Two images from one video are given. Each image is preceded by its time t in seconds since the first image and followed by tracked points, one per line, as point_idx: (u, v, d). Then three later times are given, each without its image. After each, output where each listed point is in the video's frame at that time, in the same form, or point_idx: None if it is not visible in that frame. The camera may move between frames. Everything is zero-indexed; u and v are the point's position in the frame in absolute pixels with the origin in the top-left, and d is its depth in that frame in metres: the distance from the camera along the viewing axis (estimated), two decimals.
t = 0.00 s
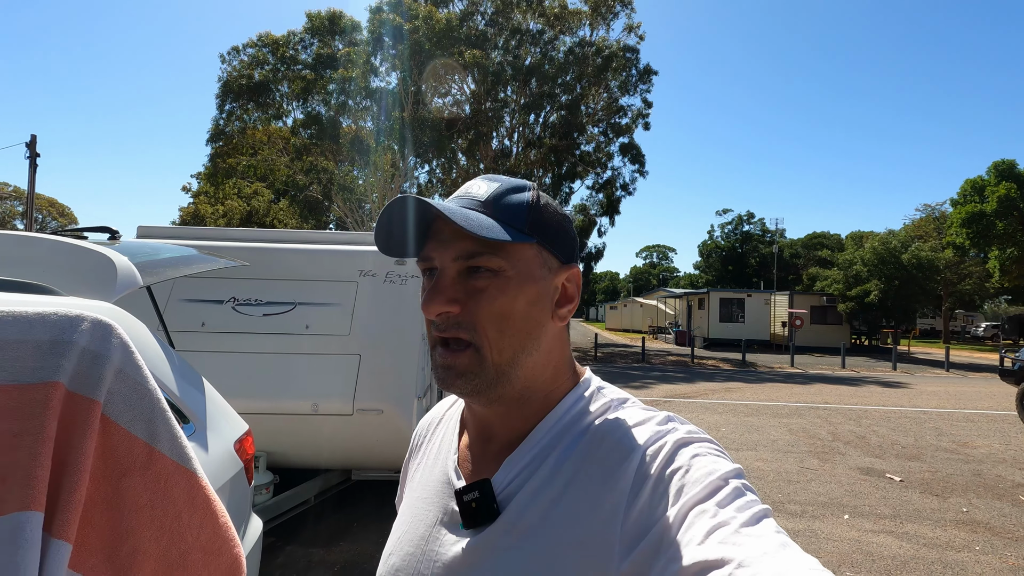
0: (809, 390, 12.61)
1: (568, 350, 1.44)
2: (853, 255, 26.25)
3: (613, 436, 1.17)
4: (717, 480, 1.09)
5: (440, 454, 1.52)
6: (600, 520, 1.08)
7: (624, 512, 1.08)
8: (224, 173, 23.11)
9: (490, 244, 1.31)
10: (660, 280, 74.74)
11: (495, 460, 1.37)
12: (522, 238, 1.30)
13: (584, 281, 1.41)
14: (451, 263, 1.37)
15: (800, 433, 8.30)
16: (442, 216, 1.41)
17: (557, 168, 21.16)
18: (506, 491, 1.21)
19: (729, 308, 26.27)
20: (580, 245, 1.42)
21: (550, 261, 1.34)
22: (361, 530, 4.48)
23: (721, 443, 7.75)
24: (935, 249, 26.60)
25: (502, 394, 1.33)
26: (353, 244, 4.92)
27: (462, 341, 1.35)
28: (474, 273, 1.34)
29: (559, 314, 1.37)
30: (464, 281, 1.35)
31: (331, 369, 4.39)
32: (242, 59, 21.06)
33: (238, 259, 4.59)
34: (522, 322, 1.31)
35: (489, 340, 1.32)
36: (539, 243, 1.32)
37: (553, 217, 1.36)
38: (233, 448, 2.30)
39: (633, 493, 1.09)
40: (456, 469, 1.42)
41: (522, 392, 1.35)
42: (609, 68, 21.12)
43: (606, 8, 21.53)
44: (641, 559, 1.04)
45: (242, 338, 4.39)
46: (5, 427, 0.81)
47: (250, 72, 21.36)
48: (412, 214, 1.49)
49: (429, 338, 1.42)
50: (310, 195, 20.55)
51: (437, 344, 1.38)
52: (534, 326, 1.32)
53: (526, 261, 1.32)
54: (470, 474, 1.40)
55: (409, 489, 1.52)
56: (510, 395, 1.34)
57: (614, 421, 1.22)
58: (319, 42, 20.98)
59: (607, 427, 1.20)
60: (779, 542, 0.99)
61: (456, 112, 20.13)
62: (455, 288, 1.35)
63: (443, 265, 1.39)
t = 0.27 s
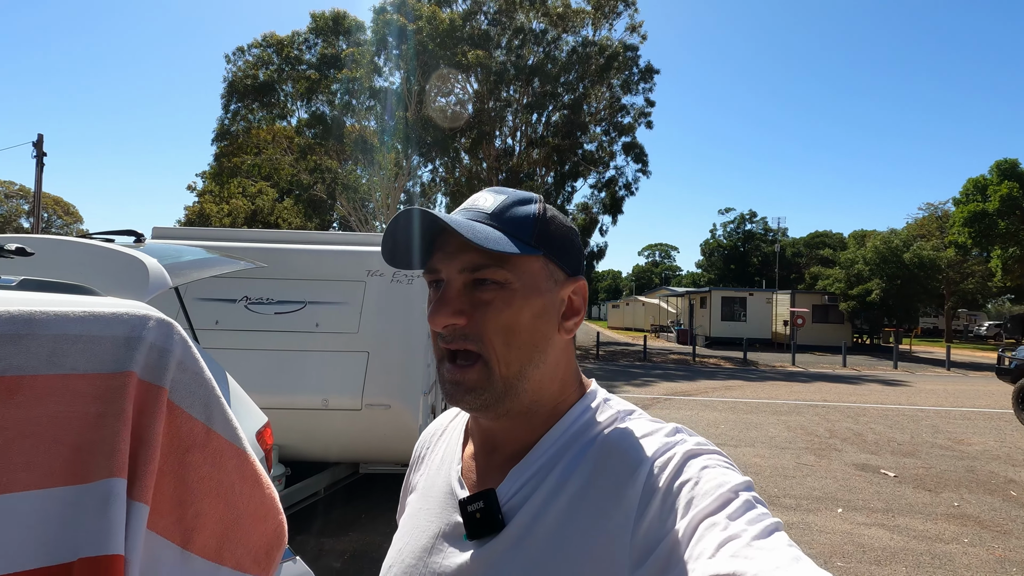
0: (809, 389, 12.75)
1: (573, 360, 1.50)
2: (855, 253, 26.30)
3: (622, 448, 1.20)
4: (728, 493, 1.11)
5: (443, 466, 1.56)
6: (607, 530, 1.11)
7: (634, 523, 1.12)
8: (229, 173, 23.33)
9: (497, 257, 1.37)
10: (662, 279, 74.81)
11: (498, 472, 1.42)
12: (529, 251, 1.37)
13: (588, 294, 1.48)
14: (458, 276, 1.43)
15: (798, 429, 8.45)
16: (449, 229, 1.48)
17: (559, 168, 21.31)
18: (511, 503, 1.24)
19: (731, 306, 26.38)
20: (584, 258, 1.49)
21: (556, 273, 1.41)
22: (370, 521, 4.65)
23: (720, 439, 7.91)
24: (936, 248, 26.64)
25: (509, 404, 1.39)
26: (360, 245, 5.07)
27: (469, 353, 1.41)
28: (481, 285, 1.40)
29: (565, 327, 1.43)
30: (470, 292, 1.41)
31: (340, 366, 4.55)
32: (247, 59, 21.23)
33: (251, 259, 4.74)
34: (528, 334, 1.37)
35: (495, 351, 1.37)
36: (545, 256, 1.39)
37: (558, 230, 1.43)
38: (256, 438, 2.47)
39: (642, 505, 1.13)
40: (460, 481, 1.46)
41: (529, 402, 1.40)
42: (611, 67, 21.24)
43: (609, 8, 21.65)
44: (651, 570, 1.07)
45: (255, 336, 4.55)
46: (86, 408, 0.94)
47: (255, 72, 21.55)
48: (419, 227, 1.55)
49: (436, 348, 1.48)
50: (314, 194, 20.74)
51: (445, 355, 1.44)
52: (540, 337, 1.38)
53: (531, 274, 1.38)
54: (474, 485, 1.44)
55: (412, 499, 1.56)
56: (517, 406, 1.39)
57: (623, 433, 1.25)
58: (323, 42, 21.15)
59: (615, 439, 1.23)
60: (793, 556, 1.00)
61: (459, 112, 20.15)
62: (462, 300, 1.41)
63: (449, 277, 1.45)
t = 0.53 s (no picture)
0: (809, 386, 12.88)
1: (595, 361, 1.47)
2: (858, 252, 26.34)
3: (646, 448, 1.17)
4: (753, 496, 1.09)
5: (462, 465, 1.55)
6: (630, 534, 1.09)
7: (656, 526, 1.09)
8: (234, 173, 23.51)
9: (522, 254, 1.37)
10: (665, 277, 74.74)
11: (519, 472, 1.40)
12: (553, 248, 1.36)
13: (612, 293, 1.46)
14: (482, 271, 1.44)
15: (797, 426, 8.58)
16: (474, 225, 1.49)
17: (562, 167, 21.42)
18: (531, 503, 1.22)
19: (733, 305, 26.46)
20: (608, 258, 1.48)
21: (581, 272, 1.40)
22: (380, 513, 4.82)
23: (720, 436, 8.05)
24: (939, 246, 26.65)
25: (531, 401, 1.38)
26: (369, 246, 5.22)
27: (490, 346, 1.41)
28: (505, 282, 1.40)
29: (589, 326, 1.42)
30: (493, 288, 1.42)
31: (350, 363, 4.71)
32: (252, 60, 21.36)
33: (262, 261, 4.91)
34: (551, 331, 1.36)
35: (517, 347, 1.36)
36: (570, 253, 1.38)
37: (582, 227, 1.43)
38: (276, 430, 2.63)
39: (666, 507, 1.10)
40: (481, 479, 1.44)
41: (549, 400, 1.38)
42: (613, 67, 21.33)
43: (612, 7, 21.73)
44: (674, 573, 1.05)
45: (268, 334, 4.70)
46: (151, 398, 1.08)
47: (260, 73, 21.67)
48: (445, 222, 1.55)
49: (458, 342, 1.49)
50: (320, 194, 20.88)
51: (467, 349, 1.44)
52: (562, 334, 1.37)
53: (556, 271, 1.37)
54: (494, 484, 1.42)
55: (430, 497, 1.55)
56: (538, 404, 1.38)
57: (645, 433, 1.22)
58: (327, 43, 21.29)
59: (638, 439, 1.19)
60: (821, 560, 0.98)
61: (462, 113, 20.15)
62: (486, 295, 1.41)
63: (474, 272, 1.46)
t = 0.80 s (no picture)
0: (813, 384, 12.92)
1: (601, 355, 1.50)
2: (862, 249, 26.30)
3: (652, 444, 1.19)
4: (759, 493, 1.09)
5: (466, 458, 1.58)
6: (635, 528, 1.11)
7: (661, 521, 1.11)
8: (239, 172, 23.66)
9: (532, 245, 1.41)
10: (669, 275, 74.67)
11: (525, 464, 1.44)
12: (563, 240, 1.40)
13: (620, 287, 1.50)
14: (493, 262, 1.47)
15: (800, 423, 8.63)
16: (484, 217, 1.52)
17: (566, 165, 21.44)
18: (538, 497, 1.25)
19: (737, 303, 26.45)
20: (617, 252, 1.51)
21: (590, 265, 1.44)
22: (389, 509, 4.92)
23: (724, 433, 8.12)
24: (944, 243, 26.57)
25: (539, 394, 1.41)
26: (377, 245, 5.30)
27: (498, 337, 1.45)
28: (515, 273, 1.43)
29: (596, 319, 1.45)
30: (503, 279, 1.45)
31: (360, 361, 4.80)
32: (257, 60, 21.48)
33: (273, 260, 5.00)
34: (560, 323, 1.39)
35: (525, 340, 1.40)
36: (580, 246, 1.42)
37: (592, 219, 1.47)
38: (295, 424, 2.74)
39: (671, 503, 1.12)
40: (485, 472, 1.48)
41: (555, 394, 1.42)
42: (616, 65, 21.33)
43: (616, 6, 21.74)
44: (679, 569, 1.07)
45: (279, 332, 4.79)
46: (193, 388, 1.15)
47: (265, 73, 21.81)
48: (455, 212, 1.58)
49: (467, 333, 1.52)
50: (324, 193, 20.99)
51: (476, 339, 1.48)
52: (571, 327, 1.40)
53: (566, 263, 1.41)
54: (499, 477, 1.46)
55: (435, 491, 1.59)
56: (545, 397, 1.42)
57: (651, 428, 1.24)
58: (331, 42, 21.39)
59: (645, 435, 1.21)
60: (827, 556, 0.99)
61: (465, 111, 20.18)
62: (496, 287, 1.45)
63: (484, 263, 1.49)
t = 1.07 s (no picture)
0: (817, 381, 12.92)
1: (589, 352, 1.50)
2: (866, 247, 26.23)
3: (636, 440, 1.18)
4: (745, 491, 1.08)
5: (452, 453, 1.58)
6: (618, 523, 1.10)
7: (645, 516, 1.10)
8: (243, 170, 23.72)
9: (521, 241, 1.40)
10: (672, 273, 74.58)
11: (510, 458, 1.43)
12: (552, 235, 1.39)
13: (610, 283, 1.50)
14: (481, 257, 1.47)
15: (804, 421, 8.64)
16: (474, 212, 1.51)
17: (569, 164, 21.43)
18: (522, 490, 1.24)
19: (741, 301, 26.39)
20: (608, 248, 1.51)
21: (580, 261, 1.44)
22: (395, 506, 4.96)
23: (728, 430, 8.13)
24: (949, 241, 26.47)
25: (526, 388, 1.41)
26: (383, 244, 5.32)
27: (486, 333, 1.44)
28: (504, 268, 1.43)
29: (585, 315, 1.44)
30: (492, 274, 1.44)
31: (368, 360, 4.85)
32: (261, 59, 21.55)
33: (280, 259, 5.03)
34: (548, 319, 1.39)
35: (513, 335, 1.39)
36: (569, 241, 1.41)
37: (583, 213, 1.46)
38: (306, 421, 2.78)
39: (655, 499, 1.11)
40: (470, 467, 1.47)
41: (542, 389, 1.41)
42: (620, 62, 21.29)
43: (619, 3, 21.70)
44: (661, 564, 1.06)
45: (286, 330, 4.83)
46: (214, 386, 1.18)
47: (268, 71, 21.88)
48: (444, 207, 1.58)
49: (455, 328, 1.52)
50: (329, 191, 21.03)
51: (464, 334, 1.47)
52: (560, 323, 1.40)
53: (554, 258, 1.41)
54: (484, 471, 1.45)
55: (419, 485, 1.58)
56: (532, 393, 1.41)
57: (637, 425, 1.23)
58: (335, 41, 21.42)
59: (630, 432, 1.20)
60: (811, 556, 0.97)
61: (468, 109, 20.18)
62: (485, 282, 1.44)
63: (472, 258, 1.49)
